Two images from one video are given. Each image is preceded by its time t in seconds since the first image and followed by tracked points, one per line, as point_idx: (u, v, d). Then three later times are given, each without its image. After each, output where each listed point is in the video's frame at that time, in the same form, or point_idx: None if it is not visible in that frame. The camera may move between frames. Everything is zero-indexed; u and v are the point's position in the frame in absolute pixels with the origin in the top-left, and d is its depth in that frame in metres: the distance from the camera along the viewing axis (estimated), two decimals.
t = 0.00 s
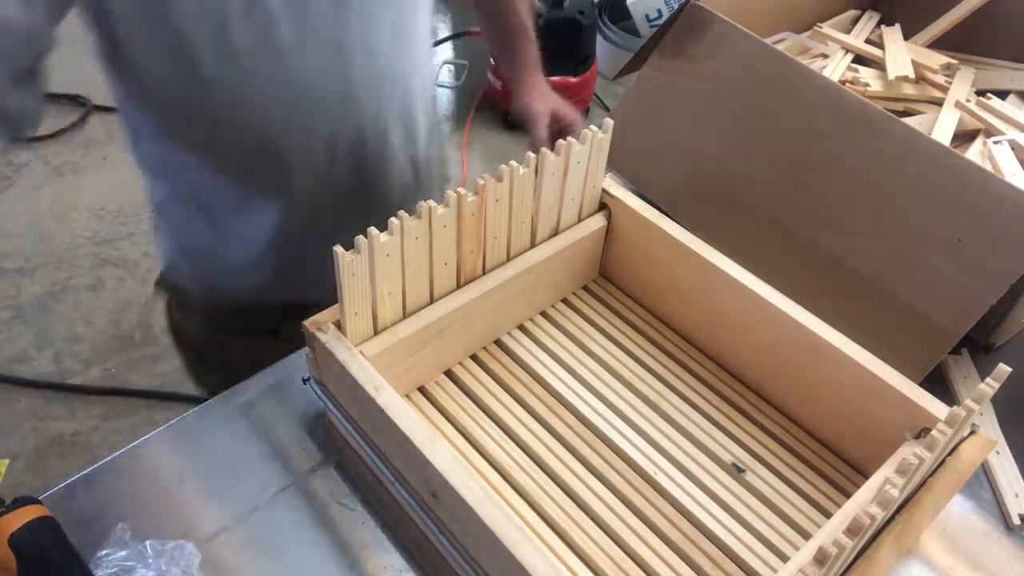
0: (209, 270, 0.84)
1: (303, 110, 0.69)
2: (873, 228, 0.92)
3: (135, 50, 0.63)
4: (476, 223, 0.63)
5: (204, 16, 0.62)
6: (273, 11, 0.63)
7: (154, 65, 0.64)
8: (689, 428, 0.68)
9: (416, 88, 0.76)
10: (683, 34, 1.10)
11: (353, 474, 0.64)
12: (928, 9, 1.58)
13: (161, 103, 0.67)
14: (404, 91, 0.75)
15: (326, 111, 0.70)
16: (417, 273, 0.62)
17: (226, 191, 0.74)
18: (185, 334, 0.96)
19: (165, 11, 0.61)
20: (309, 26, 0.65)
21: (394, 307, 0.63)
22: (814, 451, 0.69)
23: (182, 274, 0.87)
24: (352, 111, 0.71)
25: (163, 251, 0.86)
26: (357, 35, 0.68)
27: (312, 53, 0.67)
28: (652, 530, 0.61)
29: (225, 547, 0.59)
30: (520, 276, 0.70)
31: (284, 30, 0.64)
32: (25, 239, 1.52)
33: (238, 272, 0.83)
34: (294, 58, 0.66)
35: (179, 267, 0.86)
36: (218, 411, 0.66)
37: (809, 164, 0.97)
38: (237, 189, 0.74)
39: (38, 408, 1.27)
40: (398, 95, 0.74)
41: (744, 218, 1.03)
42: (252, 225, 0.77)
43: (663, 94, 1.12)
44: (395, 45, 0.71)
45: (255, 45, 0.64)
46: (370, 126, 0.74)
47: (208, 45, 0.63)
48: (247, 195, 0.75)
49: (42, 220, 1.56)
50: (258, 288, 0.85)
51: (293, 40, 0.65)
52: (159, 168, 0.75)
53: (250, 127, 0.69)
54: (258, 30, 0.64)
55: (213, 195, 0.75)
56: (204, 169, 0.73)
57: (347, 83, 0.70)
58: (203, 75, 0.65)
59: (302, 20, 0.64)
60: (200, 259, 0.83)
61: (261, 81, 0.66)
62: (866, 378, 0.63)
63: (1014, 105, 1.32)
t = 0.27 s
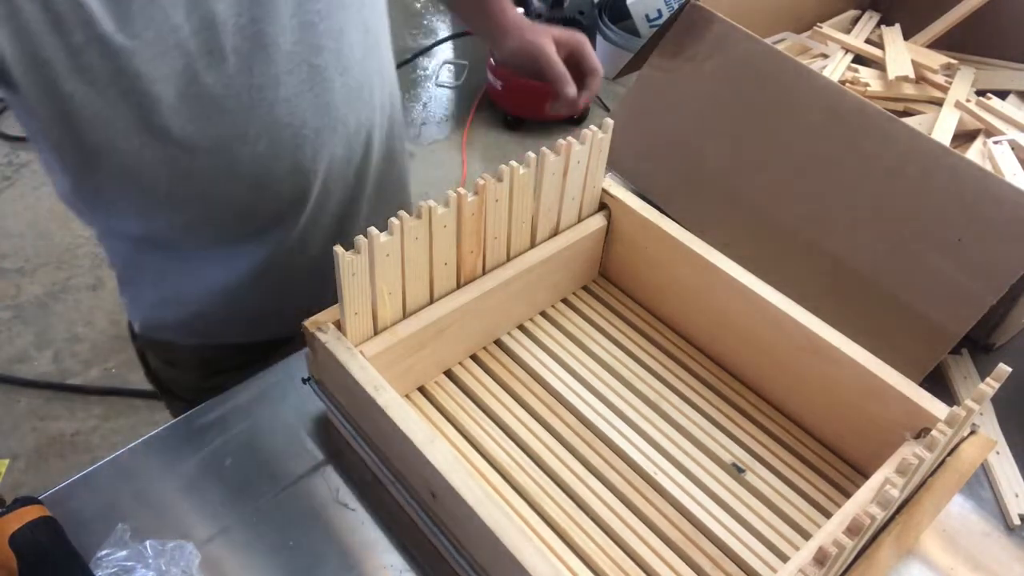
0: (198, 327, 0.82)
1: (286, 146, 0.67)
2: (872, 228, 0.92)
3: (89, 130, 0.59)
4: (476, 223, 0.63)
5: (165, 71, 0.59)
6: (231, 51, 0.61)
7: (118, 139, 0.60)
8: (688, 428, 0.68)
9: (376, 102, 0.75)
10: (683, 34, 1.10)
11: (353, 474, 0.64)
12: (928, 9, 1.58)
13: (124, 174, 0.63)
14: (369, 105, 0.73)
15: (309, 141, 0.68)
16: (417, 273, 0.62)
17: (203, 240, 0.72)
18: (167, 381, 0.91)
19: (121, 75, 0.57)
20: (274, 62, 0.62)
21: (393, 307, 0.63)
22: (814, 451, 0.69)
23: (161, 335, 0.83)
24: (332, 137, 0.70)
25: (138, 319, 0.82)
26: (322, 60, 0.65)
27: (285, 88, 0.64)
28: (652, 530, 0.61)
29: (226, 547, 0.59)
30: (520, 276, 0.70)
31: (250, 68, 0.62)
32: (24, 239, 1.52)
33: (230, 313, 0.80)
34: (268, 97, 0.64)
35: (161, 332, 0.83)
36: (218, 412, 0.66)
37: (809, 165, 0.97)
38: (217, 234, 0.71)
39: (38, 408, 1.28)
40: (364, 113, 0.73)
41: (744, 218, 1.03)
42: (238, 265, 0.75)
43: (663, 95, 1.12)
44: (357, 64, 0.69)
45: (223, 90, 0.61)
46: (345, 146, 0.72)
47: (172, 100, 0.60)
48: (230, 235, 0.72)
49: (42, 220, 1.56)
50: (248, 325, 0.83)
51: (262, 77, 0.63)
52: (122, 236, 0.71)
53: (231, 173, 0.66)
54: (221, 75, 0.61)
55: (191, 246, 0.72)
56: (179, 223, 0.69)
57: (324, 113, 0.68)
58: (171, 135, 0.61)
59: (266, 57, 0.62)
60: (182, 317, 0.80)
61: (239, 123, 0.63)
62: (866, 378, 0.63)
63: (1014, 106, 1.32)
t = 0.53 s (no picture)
0: (198, 341, 0.85)
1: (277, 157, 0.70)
2: (872, 228, 0.92)
3: (77, 150, 0.62)
4: (476, 223, 0.63)
5: (156, 89, 0.62)
6: (219, 64, 0.63)
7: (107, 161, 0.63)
8: (688, 428, 0.68)
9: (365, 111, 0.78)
10: (683, 33, 1.09)
11: (352, 475, 0.64)
12: (928, 9, 1.58)
13: (113, 194, 0.67)
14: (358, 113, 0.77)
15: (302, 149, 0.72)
16: (417, 273, 0.62)
17: (194, 254, 0.76)
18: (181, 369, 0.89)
19: (109, 97, 0.60)
20: (262, 72, 0.65)
21: (394, 307, 0.63)
22: (814, 451, 0.69)
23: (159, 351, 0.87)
24: (322, 145, 0.73)
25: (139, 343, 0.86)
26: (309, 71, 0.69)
27: (274, 101, 0.67)
28: (652, 530, 0.61)
29: (226, 547, 0.59)
30: (519, 276, 0.70)
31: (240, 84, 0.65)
32: (24, 239, 1.52)
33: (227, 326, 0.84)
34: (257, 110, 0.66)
35: (159, 348, 0.86)
36: (217, 412, 0.66)
37: (809, 165, 0.97)
38: (207, 246, 0.75)
39: (38, 408, 1.28)
40: (354, 120, 0.76)
41: (745, 218, 1.03)
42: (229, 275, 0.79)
43: (663, 94, 1.12)
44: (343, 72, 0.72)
45: (213, 105, 0.64)
46: (337, 156, 0.76)
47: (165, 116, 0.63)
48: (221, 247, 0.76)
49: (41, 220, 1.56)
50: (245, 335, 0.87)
51: (252, 92, 0.65)
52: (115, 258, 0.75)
53: (222, 188, 0.69)
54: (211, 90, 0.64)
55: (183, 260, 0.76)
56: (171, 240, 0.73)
57: (314, 123, 0.71)
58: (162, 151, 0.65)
59: (255, 71, 0.65)
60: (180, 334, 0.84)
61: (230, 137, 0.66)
62: (865, 378, 0.63)
63: (1014, 106, 1.32)
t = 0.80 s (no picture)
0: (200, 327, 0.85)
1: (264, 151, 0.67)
2: (872, 229, 0.92)
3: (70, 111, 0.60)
4: (476, 223, 0.63)
5: (156, 69, 0.59)
6: (222, 49, 0.60)
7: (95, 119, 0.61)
8: (689, 428, 0.68)
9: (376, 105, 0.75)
10: (683, 33, 1.09)
11: (352, 475, 0.64)
12: (928, 9, 1.58)
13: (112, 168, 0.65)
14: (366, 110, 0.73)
15: (301, 140, 0.69)
16: (416, 273, 0.62)
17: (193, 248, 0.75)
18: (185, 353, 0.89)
19: (104, 59, 0.57)
20: (264, 62, 0.62)
21: (393, 307, 0.63)
22: (814, 451, 0.69)
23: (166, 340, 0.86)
24: (322, 141, 0.70)
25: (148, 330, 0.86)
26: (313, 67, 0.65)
27: (270, 91, 0.64)
28: (652, 530, 0.61)
29: (225, 547, 0.59)
30: (520, 276, 0.70)
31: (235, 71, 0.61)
32: (24, 240, 1.52)
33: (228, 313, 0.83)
34: (248, 98, 0.63)
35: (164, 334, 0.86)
36: (217, 412, 0.66)
37: (809, 165, 0.97)
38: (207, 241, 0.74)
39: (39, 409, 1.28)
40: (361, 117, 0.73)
41: (745, 218, 1.03)
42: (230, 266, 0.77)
43: (663, 94, 1.12)
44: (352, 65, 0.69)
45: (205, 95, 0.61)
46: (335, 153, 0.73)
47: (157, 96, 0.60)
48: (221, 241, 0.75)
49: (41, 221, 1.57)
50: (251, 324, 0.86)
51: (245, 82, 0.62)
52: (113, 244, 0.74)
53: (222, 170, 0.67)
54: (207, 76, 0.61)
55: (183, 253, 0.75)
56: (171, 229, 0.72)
57: (317, 115, 0.68)
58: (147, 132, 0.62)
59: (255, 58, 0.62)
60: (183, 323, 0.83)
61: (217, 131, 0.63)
62: (866, 378, 0.63)
63: (1014, 105, 1.32)
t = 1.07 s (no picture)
0: (228, 316, 0.83)
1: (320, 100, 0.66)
2: (872, 229, 0.92)
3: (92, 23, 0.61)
4: (476, 223, 0.63)
5: None
6: None
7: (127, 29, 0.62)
8: (689, 428, 0.68)
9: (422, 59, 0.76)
10: (683, 33, 1.09)
11: (353, 475, 0.64)
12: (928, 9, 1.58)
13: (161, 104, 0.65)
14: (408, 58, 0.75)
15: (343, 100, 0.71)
16: (416, 273, 0.62)
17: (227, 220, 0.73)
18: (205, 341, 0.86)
19: None
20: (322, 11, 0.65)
21: (393, 307, 0.63)
22: (814, 451, 0.69)
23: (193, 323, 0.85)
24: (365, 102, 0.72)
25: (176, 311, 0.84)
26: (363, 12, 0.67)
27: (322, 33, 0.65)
28: (652, 530, 0.61)
29: (225, 547, 0.59)
30: (520, 276, 0.70)
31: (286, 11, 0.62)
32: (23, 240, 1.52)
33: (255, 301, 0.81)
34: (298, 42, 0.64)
35: (189, 318, 0.84)
36: (217, 412, 0.66)
37: (809, 165, 0.97)
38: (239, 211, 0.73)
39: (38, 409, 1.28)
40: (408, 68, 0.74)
41: (744, 218, 1.03)
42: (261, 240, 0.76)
43: (663, 94, 1.12)
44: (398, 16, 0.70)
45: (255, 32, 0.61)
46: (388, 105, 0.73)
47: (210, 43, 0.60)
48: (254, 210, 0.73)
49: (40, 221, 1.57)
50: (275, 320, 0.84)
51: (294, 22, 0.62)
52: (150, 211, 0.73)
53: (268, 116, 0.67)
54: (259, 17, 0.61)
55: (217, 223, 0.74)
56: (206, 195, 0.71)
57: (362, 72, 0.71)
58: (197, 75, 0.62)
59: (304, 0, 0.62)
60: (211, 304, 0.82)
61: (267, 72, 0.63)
62: (866, 378, 0.63)
63: (1014, 105, 1.32)
